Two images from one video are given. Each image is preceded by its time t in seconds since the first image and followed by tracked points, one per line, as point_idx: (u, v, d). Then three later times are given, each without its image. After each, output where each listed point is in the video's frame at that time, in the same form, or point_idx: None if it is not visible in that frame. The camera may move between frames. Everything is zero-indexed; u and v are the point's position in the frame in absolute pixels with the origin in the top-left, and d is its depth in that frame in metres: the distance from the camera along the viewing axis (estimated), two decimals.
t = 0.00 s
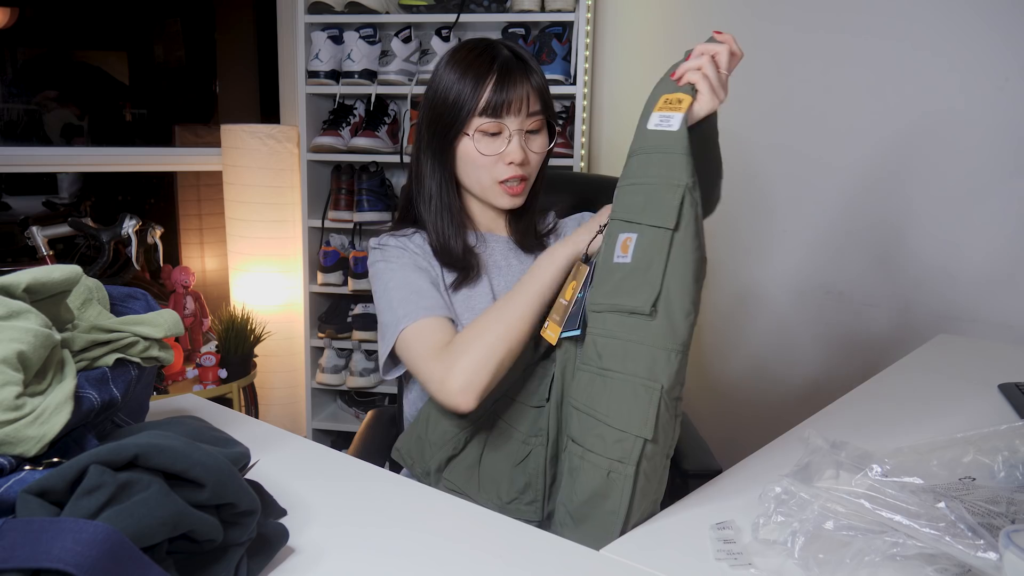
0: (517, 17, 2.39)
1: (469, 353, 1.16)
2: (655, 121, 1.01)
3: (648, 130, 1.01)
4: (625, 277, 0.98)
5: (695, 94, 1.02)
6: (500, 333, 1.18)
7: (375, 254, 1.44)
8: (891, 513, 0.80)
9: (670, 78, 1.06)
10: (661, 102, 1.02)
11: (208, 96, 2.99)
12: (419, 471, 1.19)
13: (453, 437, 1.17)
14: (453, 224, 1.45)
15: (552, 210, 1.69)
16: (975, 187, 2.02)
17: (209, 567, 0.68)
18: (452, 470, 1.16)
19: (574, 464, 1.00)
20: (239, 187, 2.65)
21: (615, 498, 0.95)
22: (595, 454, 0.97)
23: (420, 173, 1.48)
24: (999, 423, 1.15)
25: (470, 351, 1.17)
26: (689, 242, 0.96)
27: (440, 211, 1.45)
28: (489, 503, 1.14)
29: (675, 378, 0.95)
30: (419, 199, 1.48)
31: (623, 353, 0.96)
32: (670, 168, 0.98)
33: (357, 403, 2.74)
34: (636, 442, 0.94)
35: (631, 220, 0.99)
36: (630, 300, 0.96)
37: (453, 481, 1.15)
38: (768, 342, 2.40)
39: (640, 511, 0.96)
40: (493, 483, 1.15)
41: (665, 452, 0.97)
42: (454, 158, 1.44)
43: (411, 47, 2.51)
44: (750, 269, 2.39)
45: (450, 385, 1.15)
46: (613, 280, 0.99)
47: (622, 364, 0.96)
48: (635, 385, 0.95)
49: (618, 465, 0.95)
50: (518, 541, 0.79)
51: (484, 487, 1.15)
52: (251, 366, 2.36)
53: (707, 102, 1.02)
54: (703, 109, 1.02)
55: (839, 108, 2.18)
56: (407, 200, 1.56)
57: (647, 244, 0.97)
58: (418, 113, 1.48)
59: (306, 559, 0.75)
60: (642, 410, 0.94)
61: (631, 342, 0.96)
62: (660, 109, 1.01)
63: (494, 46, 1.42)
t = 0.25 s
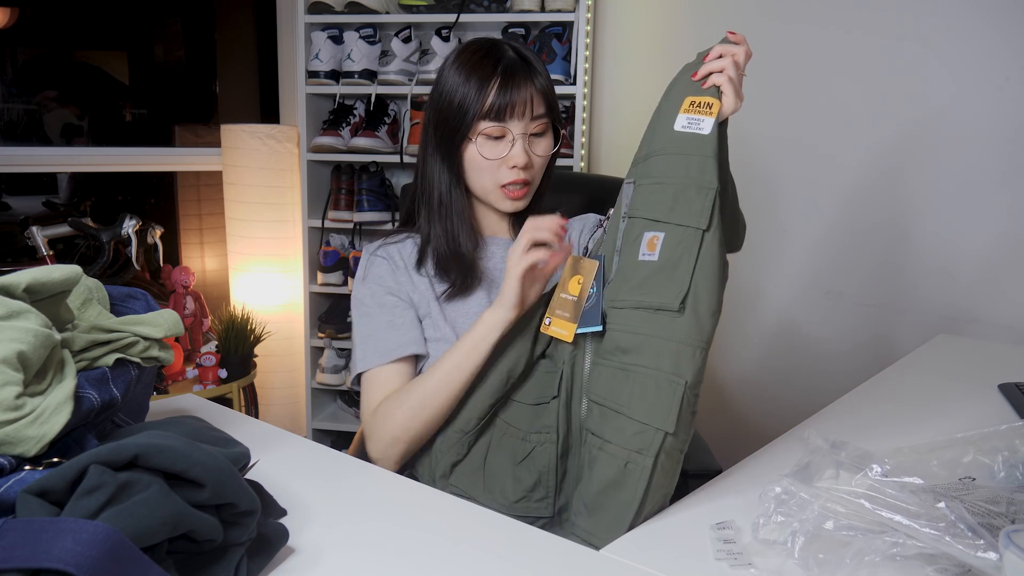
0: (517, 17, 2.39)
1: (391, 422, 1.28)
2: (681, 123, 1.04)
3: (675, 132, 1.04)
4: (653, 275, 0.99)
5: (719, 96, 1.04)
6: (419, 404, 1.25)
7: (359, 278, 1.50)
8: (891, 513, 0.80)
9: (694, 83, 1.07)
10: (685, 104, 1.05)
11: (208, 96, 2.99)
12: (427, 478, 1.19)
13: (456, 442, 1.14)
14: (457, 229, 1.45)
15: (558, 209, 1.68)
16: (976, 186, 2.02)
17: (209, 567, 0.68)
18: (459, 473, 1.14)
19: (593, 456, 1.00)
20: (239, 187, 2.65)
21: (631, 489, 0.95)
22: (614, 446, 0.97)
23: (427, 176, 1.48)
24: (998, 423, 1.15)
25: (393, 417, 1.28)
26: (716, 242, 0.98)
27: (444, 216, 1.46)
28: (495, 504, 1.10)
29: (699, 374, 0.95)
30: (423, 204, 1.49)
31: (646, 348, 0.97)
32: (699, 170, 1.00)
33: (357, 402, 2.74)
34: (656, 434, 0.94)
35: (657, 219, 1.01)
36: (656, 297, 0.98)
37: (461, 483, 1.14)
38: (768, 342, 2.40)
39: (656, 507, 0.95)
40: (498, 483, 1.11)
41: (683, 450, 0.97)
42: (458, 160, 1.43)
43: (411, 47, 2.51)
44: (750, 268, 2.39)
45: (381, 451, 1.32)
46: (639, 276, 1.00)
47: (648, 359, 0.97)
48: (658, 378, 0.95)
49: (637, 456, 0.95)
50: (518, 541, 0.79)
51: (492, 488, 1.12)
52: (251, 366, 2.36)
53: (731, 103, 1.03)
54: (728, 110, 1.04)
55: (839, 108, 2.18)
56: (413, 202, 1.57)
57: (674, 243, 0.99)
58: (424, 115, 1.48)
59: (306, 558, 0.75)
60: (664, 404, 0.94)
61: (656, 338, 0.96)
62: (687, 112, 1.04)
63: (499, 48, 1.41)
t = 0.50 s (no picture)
0: (517, 17, 2.39)
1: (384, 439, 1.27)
2: (671, 126, 1.04)
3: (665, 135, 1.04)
4: (646, 276, 1.00)
5: (709, 98, 1.05)
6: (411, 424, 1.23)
7: (351, 287, 1.49)
8: (891, 513, 0.80)
9: (684, 88, 1.08)
10: (676, 108, 1.06)
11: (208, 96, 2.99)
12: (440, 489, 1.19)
13: (467, 455, 1.14)
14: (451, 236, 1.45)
15: (556, 209, 1.68)
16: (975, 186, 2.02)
17: (209, 567, 0.68)
18: (470, 486, 1.14)
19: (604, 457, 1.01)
20: (239, 187, 2.65)
21: (640, 487, 0.95)
22: (622, 446, 0.98)
23: (420, 182, 1.49)
24: (999, 423, 1.15)
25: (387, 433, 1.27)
26: (708, 238, 0.98)
27: (435, 224, 1.46)
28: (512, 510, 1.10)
29: (698, 369, 0.94)
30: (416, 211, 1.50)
31: (643, 347, 0.97)
32: (688, 171, 1.01)
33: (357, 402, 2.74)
34: (660, 432, 0.94)
35: (650, 221, 1.02)
36: (652, 297, 0.98)
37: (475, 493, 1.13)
38: (769, 342, 2.40)
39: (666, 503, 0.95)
40: (513, 492, 1.11)
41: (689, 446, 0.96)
42: (449, 166, 1.44)
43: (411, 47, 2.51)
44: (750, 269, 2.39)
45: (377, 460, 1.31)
46: (636, 278, 1.01)
47: (647, 358, 0.97)
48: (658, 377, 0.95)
49: (642, 454, 0.95)
50: (519, 540, 0.79)
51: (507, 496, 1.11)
52: (251, 366, 2.36)
53: (720, 106, 1.05)
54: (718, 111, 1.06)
55: (839, 108, 2.18)
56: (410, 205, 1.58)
57: (666, 243, 1.00)
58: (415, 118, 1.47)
59: (305, 558, 0.75)
60: (665, 402, 0.94)
61: (654, 337, 0.96)
62: (677, 115, 1.05)
63: (487, 51, 1.40)
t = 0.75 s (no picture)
0: (517, 17, 2.39)
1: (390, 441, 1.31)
2: (665, 135, 1.09)
3: (659, 144, 1.10)
4: (648, 281, 1.01)
5: (700, 106, 1.11)
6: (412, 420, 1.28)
7: (345, 294, 1.49)
8: (891, 514, 0.80)
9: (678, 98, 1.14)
10: (669, 117, 1.11)
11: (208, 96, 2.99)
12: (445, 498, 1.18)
13: (472, 463, 1.13)
14: (429, 240, 1.47)
15: (552, 209, 1.68)
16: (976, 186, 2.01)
17: (209, 567, 0.68)
18: (476, 494, 1.14)
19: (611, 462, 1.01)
20: (239, 187, 2.65)
21: (647, 490, 0.94)
22: (628, 450, 0.97)
23: (408, 186, 1.50)
24: (999, 423, 1.15)
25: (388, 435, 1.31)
26: (708, 242, 0.99)
27: (421, 229, 1.48)
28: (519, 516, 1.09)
29: (701, 371, 0.94)
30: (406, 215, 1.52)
31: (648, 352, 0.97)
32: (684, 178, 1.04)
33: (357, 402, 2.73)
34: (665, 435, 0.93)
35: (648, 228, 1.04)
36: (653, 302, 0.98)
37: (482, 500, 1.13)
38: (769, 342, 2.40)
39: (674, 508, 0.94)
40: (519, 499, 1.10)
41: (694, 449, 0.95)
42: (435, 169, 1.45)
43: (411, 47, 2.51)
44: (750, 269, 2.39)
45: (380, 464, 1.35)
46: (636, 284, 1.02)
47: (651, 362, 0.97)
48: (662, 381, 0.95)
49: (649, 457, 0.95)
50: (521, 539, 0.79)
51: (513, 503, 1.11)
52: (251, 366, 2.36)
53: (710, 112, 1.11)
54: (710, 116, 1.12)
55: (839, 108, 2.18)
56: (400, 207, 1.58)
57: (665, 249, 1.01)
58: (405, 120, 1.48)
59: (305, 559, 0.75)
60: (670, 405, 0.94)
61: (657, 341, 0.96)
62: (670, 124, 1.10)
63: (472, 52, 1.40)
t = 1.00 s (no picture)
0: (517, 17, 2.39)
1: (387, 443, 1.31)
2: (655, 142, 1.08)
3: (649, 151, 1.09)
4: (643, 287, 1.01)
5: (689, 110, 1.11)
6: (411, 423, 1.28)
7: (343, 296, 1.49)
8: (891, 513, 0.80)
9: (666, 105, 1.13)
10: (658, 124, 1.10)
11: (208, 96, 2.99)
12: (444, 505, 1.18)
13: (472, 470, 1.13)
14: (431, 238, 1.47)
15: (552, 209, 1.68)
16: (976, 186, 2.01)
17: (208, 567, 0.68)
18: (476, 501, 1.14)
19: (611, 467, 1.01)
20: (239, 187, 2.65)
21: (648, 494, 0.95)
22: (628, 455, 0.97)
23: (407, 183, 1.50)
24: (999, 423, 1.15)
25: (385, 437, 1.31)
26: (701, 247, 1.00)
27: (420, 230, 1.48)
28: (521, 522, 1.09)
29: (698, 375, 0.94)
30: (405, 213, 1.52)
31: (645, 357, 0.97)
32: (676, 183, 1.04)
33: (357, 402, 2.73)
34: (665, 440, 0.94)
35: (641, 234, 1.04)
36: (649, 307, 0.99)
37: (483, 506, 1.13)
38: (768, 343, 2.40)
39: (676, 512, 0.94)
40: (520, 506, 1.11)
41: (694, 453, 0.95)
42: (434, 165, 1.45)
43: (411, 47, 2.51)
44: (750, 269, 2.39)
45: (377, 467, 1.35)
46: (631, 290, 1.02)
47: (648, 368, 0.97)
48: (660, 386, 0.95)
49: (649, 462, 0.95)
50: (520, 541, 0.79)
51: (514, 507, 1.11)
52: (251, 366, 2.36)
53: (700, 117, 1.11)
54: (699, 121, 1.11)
55: (839, 109, 2.18)
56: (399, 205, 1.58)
57: (659, 254, 1.01)
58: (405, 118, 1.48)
59: (305, 559, 0.75)
60: (668, 410, 0.94)
61: (653, 347, 0.97)
62: (659, 130, 1.09)
63: (473, 50, 1.40)
